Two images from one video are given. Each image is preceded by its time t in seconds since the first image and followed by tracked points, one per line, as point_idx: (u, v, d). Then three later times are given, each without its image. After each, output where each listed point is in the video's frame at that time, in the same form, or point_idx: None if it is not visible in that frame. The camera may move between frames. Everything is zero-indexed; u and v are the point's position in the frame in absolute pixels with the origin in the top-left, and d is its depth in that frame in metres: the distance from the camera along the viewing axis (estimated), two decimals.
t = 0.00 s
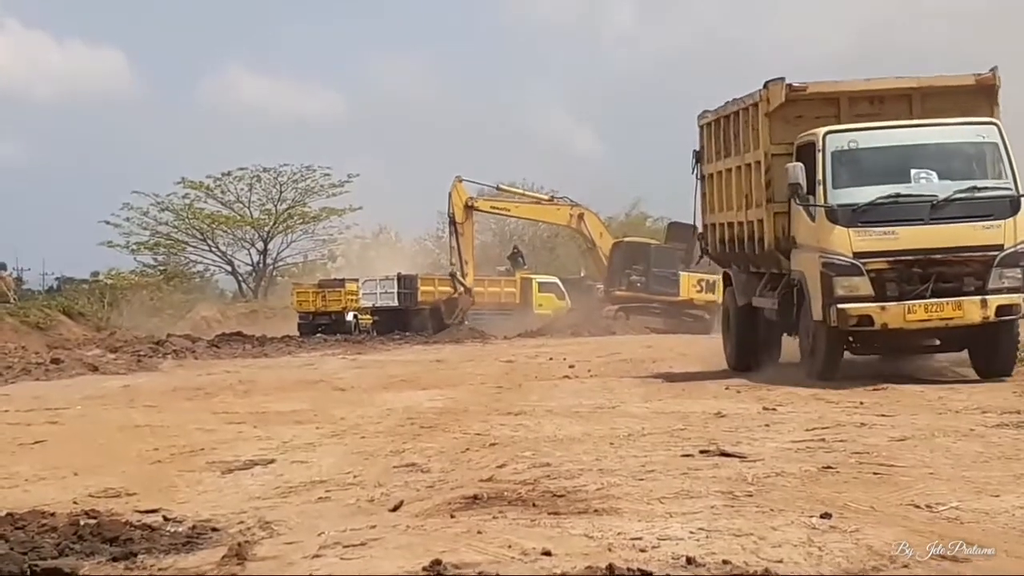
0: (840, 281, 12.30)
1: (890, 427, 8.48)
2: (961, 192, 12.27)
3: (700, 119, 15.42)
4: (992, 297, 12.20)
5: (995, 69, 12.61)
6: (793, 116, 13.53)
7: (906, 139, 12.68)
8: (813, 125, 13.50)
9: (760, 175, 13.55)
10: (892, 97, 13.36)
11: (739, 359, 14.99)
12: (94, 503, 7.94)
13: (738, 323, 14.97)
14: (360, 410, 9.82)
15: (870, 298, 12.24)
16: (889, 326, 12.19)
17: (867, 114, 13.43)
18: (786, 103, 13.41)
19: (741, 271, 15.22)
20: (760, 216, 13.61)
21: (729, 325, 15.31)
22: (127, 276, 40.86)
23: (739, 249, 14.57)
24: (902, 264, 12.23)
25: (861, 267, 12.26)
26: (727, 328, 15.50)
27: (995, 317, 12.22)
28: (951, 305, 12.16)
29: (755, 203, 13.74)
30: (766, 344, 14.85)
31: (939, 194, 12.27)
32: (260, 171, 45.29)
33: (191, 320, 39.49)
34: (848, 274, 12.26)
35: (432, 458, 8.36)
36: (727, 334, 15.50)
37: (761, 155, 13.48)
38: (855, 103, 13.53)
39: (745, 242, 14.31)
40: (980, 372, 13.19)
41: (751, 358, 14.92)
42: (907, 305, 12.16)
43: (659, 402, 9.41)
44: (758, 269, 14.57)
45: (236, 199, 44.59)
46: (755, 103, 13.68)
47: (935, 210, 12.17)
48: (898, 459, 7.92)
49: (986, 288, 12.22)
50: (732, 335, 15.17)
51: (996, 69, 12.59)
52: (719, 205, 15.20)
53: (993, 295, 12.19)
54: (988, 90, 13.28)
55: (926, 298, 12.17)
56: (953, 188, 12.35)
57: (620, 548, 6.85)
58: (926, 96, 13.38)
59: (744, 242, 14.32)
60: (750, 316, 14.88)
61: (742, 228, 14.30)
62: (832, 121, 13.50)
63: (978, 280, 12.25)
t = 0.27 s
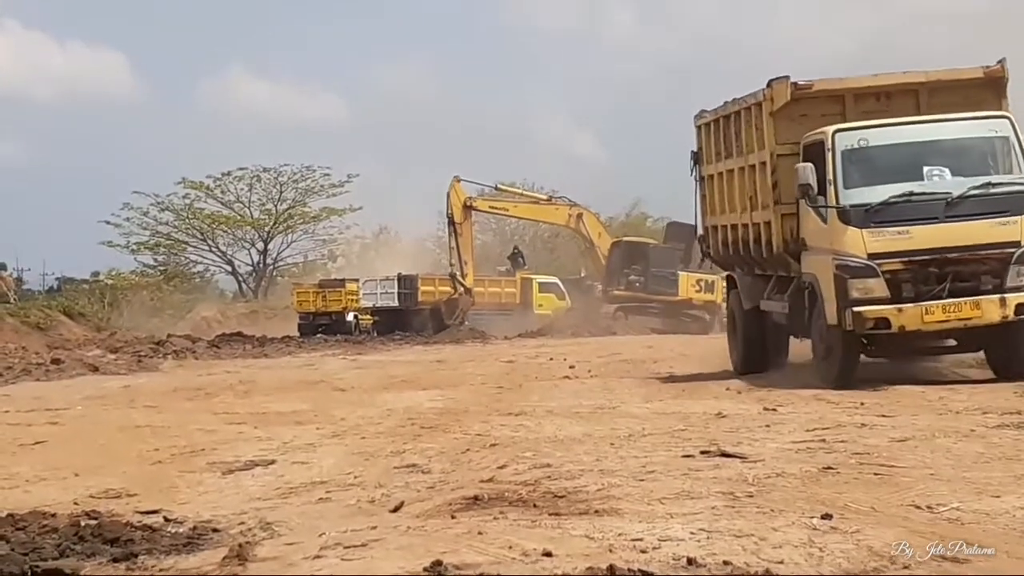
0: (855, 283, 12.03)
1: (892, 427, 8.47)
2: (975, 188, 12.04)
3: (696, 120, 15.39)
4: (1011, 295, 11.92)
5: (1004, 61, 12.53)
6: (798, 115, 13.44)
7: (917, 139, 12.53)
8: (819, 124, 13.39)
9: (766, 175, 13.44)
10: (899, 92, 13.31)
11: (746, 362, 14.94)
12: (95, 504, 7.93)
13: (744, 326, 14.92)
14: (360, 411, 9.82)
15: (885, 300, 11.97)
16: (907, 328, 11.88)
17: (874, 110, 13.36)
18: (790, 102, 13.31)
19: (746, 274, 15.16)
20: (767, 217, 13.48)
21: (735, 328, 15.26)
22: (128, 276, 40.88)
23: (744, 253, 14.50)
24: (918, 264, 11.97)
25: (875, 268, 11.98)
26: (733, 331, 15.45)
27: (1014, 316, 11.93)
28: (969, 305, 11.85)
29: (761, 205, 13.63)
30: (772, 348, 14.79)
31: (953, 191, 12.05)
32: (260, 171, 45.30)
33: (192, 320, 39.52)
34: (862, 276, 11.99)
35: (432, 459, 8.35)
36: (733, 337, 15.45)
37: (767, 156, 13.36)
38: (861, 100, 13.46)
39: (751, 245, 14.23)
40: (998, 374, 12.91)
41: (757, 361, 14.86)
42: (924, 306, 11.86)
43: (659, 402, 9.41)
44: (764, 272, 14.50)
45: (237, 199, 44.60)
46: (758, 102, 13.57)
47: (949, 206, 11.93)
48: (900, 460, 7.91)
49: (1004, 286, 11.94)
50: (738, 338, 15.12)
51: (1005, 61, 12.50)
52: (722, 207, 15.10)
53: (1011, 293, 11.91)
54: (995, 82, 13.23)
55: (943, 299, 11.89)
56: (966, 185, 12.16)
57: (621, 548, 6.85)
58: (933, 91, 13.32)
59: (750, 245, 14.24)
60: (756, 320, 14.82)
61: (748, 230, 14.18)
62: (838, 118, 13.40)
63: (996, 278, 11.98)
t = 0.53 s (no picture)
0: (871, 292, 11.73)
1: (893, 429, 8.45)
2: (993, 192, 11.79)
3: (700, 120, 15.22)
4: None
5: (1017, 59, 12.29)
6: (807, 117, 13.26)
7: (933, 139, 12.24)
8: (828, 126, 13.23)
9: (775, 179, 13.28)
10: (909, 92, 13.18)
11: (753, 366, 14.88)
12: (94, 505, 7.94)
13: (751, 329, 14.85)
14: (360, 411, 9.82)
15: (904, 308, 11.66)
16: (926, 336, 11.60)
17: (884, 111, 13.23)
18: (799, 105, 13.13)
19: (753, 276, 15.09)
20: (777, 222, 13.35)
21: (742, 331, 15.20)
22: (128, 276, 40.91)
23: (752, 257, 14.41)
24: (937, 271, 11.68)
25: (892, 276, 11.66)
26: (740, 334, 15.38)
27: None
28: (989, 311, 11.61)
29: (770, 209, 13.49)
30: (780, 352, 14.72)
31: (970, 195, 11.80)
32: (260, 172, 45.32)
33: (192, 321, 39.56)
34: (879, 284, 11.68)
35: (432, 460, 8.34)
36: (739, 339, 15.38)
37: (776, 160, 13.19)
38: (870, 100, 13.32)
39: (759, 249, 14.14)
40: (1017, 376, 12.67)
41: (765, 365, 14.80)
42: (943, 314, 11.61)
43: (659, 403, 9.40)
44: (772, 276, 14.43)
45: (237, 200, 44.64)
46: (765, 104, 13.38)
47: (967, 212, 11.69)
48: (901, 461, 7.90)
49: None
50: (745, 342, 15.05)
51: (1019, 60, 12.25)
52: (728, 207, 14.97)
53: None
54: (1006, 79, 13.11)
55: (963, 306, 11.63)
56: (984, 188, 11.90)
57: (620, 549, 6.85)
58: (943, 90, 13.19)
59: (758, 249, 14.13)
60: (764, 324, 14.75)
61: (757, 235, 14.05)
62: (847, 119, 13.25)
63: (1016, 283, 11.73)
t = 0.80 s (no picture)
0: (893, 293, 11.66)
1: (892, 433, 8.46)
2: (1019, 195, 11.74)
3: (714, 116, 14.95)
4: None
5: None
6: (827, 114, 13.02)
7: (957, 139, 12.14)
8: (847, 124, 13.04)
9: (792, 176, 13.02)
10: (933, 91, 13.04)
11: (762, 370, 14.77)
12: (93, 508, 7.94)
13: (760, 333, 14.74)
14: (358, 415, 9.82)
15: (926, 311, 11.59)
16: (948, 340, 11.50)
17: (906, 109, 13.08)
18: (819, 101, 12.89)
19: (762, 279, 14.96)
20: (792, 220, 13.14)
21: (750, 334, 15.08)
22: (126, 280, 40.93)
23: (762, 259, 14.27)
24: (960, 273, 11.60)
25: (915, 277, 11.58)
26: (748, 337, 15.26)
27: None
28: (1012, 316, 11.51)
29: (785, 206, 13.27)
30: (789, 355, 14.62)
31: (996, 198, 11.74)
32: (259, 176, 45.34)
33: (190, 324, 39.60)
34: (901, 285, 11.60)
35: (431, 463, 8.34)
36: (748, 343, 15.27)
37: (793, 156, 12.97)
38: (892, 98, 13.16)
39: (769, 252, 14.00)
40: None
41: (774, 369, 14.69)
42: (967, 318, 11.50)
43: (658, 407, 9.40)
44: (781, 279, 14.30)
45: (235, 204, 44.68)
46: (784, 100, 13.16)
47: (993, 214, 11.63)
48: (899, 465, 7.90)
49: None
50: (754, 345, 14.93)
51: None
52: (739, 204, 14.75)
53: None
54: None
55: (986, 310, 11.53)
56: (1010, 189, 11.83)
57: (619, 553, 6.86)
58: (967, 89, 13.07)
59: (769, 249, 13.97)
60: (773, 327, 14.63)
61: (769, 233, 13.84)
62: (868, 117, 13.08)
63: None
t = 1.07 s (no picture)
0: (908, 294, 11.38)
1: (881, 442, 8.47)
2: None
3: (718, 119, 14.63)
4: None
5: None
6: (837, 114, 12.70)
7: (974, 139, 11.88)
8: (859, 124, 12.69)
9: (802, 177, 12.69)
10: (946, 92, 12.70)
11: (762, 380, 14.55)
12: (82, 517, 7.93)
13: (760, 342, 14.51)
14: (348, 424, 9.80)
15: (941, 312, 11.31)
16: (965, 342, 11.21)
17: (919, 111, 12.73)
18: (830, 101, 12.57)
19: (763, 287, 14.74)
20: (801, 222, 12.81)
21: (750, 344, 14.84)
22: (115, 288, 40.85)
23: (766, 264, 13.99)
24: (977, 274, 11.33)
25: (932, 278, 11.31)
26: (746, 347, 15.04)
27: None
28: None
29: (793, 209, 12.94)
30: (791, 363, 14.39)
31: (1014, 198, 11.48)
32: (249, 184, 45.32)
33: (180, 333, 39.61)
34: (918, 286, 11.32)
35: (421, 472, 8.33)
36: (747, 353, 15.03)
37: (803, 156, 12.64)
38: (904, 99, 12.82)
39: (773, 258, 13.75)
40: None
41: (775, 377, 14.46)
42: (983, 320, 11.22)
43: (648, 415, 9.39)
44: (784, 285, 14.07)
45: (226, 212, 44.66)
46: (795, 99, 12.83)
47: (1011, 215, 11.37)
48: (888, 473, 7.91)
49: None
50: (754, 355, 14.71)
51: None
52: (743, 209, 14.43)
53: None
54: None
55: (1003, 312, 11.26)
56: None
57: (609, 561, 6.86)
58: (981, 91, 12.74)
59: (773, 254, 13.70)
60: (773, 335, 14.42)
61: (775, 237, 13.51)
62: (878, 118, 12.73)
63: None
